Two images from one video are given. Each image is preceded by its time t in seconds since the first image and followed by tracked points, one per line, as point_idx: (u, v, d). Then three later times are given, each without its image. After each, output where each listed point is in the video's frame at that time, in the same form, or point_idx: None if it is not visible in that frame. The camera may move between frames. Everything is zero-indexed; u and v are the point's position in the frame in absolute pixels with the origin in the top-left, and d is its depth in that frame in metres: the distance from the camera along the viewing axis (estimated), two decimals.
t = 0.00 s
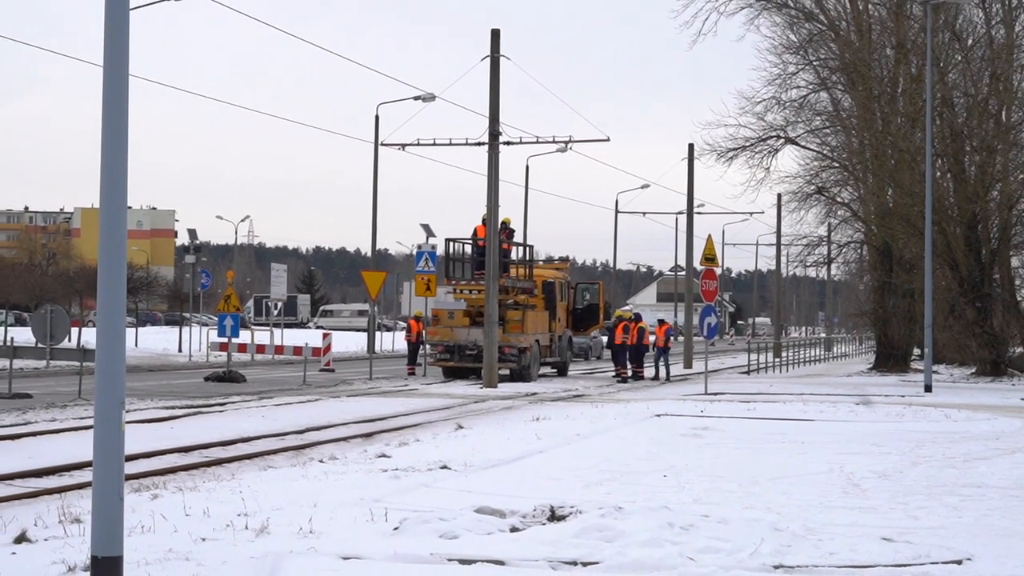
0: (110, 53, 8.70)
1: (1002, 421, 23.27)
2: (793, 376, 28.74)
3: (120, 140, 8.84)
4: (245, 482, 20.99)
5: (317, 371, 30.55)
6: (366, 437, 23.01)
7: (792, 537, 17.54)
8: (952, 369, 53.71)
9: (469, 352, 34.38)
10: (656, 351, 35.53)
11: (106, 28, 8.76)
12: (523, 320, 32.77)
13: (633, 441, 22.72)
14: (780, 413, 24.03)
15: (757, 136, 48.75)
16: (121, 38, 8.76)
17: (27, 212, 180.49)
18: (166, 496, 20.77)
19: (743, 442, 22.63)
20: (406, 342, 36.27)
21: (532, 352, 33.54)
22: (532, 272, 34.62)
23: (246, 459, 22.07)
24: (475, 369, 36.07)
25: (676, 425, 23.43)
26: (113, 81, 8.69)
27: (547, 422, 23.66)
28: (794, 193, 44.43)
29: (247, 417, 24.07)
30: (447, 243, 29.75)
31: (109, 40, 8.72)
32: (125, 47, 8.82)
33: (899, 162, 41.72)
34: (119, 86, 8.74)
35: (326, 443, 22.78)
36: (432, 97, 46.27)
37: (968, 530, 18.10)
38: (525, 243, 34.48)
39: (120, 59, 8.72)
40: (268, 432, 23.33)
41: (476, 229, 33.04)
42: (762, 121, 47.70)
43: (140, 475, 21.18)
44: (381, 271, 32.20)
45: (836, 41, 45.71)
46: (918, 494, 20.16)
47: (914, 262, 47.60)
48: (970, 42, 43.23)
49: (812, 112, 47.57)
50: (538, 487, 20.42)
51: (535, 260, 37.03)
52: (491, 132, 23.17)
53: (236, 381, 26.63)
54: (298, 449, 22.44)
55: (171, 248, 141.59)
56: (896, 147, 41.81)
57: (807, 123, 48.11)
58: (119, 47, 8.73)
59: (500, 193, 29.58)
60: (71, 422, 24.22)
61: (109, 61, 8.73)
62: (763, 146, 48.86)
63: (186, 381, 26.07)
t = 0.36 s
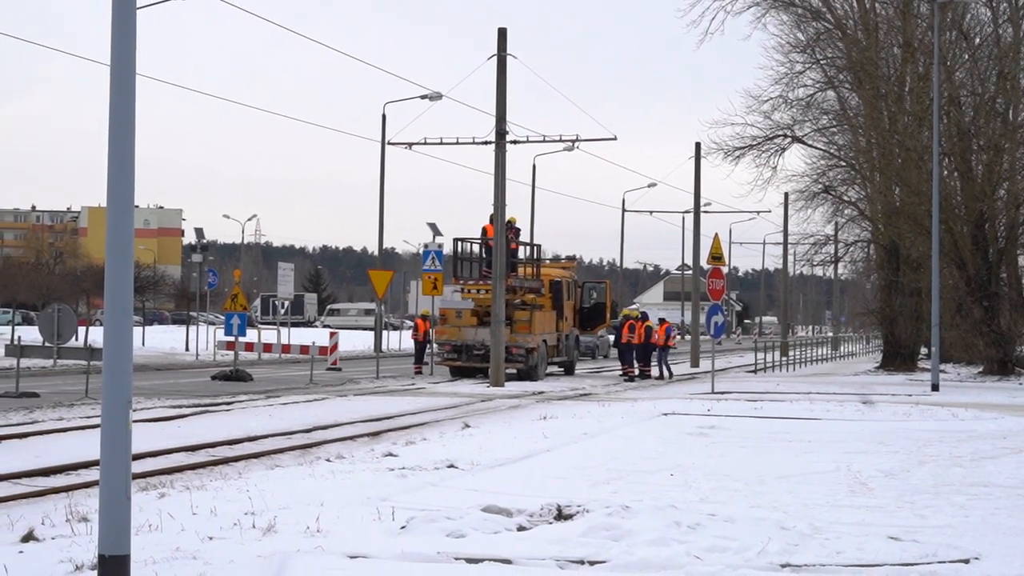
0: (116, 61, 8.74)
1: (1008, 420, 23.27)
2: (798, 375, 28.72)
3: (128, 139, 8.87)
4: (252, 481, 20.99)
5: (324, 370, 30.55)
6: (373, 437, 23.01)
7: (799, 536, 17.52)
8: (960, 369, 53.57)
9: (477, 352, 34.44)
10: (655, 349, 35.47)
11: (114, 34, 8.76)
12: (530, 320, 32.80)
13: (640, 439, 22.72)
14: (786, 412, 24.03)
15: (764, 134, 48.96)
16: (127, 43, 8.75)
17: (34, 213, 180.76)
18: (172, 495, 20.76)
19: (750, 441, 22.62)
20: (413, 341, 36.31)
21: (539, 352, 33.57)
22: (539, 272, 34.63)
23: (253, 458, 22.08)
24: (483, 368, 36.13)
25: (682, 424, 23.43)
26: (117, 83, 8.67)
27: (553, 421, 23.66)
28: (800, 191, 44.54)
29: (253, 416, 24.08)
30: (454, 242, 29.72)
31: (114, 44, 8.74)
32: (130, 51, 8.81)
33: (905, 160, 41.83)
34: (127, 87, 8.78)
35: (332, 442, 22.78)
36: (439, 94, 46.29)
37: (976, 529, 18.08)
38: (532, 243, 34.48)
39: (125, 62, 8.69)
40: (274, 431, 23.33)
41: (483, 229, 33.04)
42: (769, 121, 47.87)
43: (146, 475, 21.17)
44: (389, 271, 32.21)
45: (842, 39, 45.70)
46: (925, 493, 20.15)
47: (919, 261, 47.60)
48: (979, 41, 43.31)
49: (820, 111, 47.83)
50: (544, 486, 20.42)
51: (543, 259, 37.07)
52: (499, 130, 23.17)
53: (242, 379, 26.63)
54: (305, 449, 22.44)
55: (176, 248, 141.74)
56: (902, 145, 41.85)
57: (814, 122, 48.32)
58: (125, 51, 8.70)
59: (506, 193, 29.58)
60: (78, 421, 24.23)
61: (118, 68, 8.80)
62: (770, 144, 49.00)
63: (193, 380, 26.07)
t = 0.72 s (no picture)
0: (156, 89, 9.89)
1: (980, 411, 25.17)
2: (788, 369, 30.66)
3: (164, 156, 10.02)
4: (282, 466, 22.95)
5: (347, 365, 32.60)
6: (393, 426, 24.98)
7: (784, 517, 19.41)
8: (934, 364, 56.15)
9: (488, 348, 36.40)
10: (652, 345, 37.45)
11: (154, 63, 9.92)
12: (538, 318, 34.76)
13: (639, 429, 24.65)
14: (774, 403, 25.95)
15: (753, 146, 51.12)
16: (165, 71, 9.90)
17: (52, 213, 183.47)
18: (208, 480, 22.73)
19: (741, 430, 24.55)
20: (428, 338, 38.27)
21: (546, 348, 35.55)
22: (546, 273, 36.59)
23: (283, 446, 24.05)
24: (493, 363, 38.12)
25: (678, 415, 25.36)
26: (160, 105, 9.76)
27: (558, 411, 25.60)
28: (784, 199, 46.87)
29: (282, 408, 26.07)
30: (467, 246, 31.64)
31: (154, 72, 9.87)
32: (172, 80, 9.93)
33: (883, 172, 44.30)
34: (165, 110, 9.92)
35: (356, 431, 24.75)
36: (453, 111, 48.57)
37: (945, 510, 19.97)
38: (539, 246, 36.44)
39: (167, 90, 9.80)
40: (302, 421, 25.31)
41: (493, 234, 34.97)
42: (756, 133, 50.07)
43: (185, 461, 23.15)
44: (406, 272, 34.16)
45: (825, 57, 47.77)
46: (901, 478, 22.04)
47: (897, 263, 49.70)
48: (951, 62, 45.76)
49: (804, 125, 49.74)
50: (551, 472, 22.34)
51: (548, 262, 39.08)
52: (508, 143, 25.08)
53: (272, 373, 28.65)
54: (331, 437, 24.41)
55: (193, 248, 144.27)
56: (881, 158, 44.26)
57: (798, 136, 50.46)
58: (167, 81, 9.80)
59: (515, 200, 31.54)
60: (121, 412, 26.26)
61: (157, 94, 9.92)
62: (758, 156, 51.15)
63: (227, 374, 28.10)
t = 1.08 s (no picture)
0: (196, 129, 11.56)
1: (944, 399, 27.72)
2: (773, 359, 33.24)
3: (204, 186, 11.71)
4: (312, 449, 25.52)
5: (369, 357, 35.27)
6: (412, 413, 27.54)
7: (763, 494, 21.94)
8: (900, 355, 60.19)
9: (499, 343, 39.02)
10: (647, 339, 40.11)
11: (194, 107, 11.56)
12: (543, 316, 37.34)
13: (635, 415, 27.21)
14: (758, 391, 28.51)
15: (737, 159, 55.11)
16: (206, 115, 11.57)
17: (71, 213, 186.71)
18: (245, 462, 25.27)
19: (728, 416, 27.09)
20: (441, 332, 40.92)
21: (550, 342, 38.18)
22: (550, 274, 39.19)
23: (312, 431, 26.64)
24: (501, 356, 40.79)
25: (670, 403, 27.94)
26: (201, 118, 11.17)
27: (562, 399, 28.18)
28: (767, 206, 50.57)
29: (311, 397, 28.70)
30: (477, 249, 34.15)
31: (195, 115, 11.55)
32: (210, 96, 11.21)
33: (856, 182, 48.68)
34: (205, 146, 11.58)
35: (377, 418, 27.33)
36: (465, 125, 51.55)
37: (907, 487, 22.46)
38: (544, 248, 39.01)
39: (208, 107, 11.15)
40: (329, 408, 27.90)
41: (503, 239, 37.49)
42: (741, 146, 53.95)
43: (224, 444, 25.74)
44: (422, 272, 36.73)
45: (803, 79, 51.45)
46: (869, 460, 24.55)
47: (869, 266, 53.21)
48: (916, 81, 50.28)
49: (784, 140, 53.86)
50: (555, 455, 24.88)
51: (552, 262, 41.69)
52: (515, 157, 27.60)
53: (302, 364, 31.31)
54: (356, 424, 26.98)
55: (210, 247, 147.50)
56: (853, 168, 48.72)
57: (778, 150, 54.57)
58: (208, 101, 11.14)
59: (522, 207, 34.11)
60: (165, 400, 28.91)
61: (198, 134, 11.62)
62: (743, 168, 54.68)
63: (261, 365, 30.75)
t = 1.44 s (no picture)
0: (234, 128, 12.02)
1: (912, 389, 30.33)
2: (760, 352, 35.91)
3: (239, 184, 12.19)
4: (337, 434, 28.13)
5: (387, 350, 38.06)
6: (428, 402, 30.17)
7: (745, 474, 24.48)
8: (874, 350, 63.75)
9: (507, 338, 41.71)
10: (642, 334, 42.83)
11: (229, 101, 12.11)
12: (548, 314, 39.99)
13: (631, 403, 29.84)
14: (744, 382, 31.15)
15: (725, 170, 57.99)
16: (243, 116, 12.01)
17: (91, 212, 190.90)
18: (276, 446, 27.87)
19: (715, 405, 29.70)
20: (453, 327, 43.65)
21: (554, 338, 40.86)
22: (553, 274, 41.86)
23: (338, 418, 29.28)
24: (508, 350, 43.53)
25: (663, 392, 30.55)
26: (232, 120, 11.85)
27: (564, 389, 30.81)
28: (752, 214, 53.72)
29: (335, 387, 31.38)
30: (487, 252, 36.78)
31: (233, 113, 11.96)
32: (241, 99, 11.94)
33: (833, 191, 51.90)
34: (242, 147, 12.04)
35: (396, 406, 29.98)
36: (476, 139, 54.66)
37: (874, 467, 25.01)
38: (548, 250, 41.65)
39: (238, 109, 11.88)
40: (352, 397, 30.57)
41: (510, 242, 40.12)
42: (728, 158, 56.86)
43: (257, 429, 28.37)
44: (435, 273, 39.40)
45: (783, 97, 54.28)
46: (843, 444, 27.09)
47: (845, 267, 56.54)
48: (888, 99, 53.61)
49: (767, 153, 56.75)
50: (558, 440, 27.44)
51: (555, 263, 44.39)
52: (521, 168, 30.23)
53: (327, 357, 34.05)
54: (377, 412, 29.61)
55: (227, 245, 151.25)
56: (830, 179, 52.00)
57: (762, 161, 57.36)
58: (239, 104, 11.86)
59: (528, 212, 36.81)
60: (201, 389, 31.63)
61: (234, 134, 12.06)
62: (729, 177, 57.81)
63: (289, 358, 33.52)
